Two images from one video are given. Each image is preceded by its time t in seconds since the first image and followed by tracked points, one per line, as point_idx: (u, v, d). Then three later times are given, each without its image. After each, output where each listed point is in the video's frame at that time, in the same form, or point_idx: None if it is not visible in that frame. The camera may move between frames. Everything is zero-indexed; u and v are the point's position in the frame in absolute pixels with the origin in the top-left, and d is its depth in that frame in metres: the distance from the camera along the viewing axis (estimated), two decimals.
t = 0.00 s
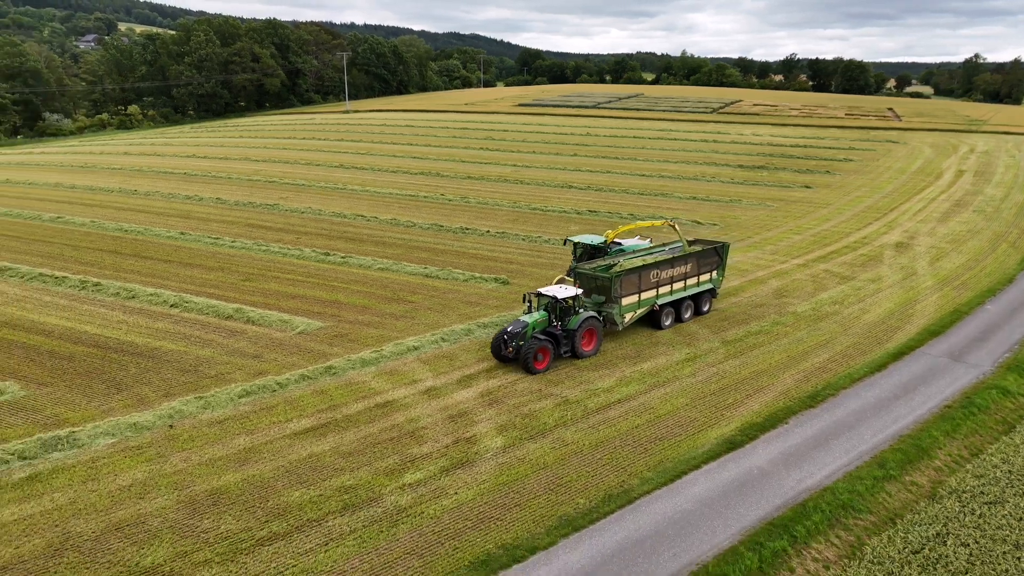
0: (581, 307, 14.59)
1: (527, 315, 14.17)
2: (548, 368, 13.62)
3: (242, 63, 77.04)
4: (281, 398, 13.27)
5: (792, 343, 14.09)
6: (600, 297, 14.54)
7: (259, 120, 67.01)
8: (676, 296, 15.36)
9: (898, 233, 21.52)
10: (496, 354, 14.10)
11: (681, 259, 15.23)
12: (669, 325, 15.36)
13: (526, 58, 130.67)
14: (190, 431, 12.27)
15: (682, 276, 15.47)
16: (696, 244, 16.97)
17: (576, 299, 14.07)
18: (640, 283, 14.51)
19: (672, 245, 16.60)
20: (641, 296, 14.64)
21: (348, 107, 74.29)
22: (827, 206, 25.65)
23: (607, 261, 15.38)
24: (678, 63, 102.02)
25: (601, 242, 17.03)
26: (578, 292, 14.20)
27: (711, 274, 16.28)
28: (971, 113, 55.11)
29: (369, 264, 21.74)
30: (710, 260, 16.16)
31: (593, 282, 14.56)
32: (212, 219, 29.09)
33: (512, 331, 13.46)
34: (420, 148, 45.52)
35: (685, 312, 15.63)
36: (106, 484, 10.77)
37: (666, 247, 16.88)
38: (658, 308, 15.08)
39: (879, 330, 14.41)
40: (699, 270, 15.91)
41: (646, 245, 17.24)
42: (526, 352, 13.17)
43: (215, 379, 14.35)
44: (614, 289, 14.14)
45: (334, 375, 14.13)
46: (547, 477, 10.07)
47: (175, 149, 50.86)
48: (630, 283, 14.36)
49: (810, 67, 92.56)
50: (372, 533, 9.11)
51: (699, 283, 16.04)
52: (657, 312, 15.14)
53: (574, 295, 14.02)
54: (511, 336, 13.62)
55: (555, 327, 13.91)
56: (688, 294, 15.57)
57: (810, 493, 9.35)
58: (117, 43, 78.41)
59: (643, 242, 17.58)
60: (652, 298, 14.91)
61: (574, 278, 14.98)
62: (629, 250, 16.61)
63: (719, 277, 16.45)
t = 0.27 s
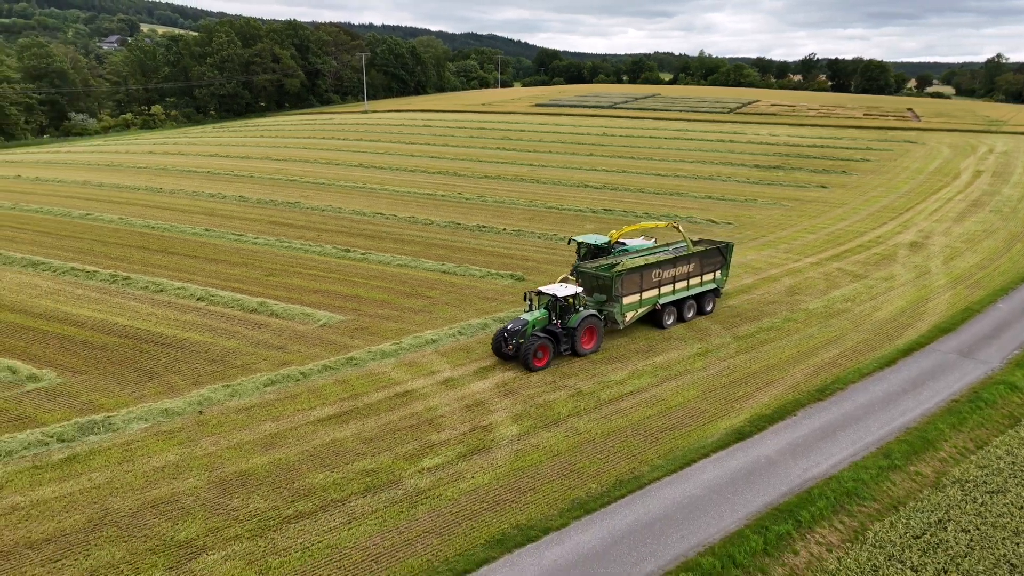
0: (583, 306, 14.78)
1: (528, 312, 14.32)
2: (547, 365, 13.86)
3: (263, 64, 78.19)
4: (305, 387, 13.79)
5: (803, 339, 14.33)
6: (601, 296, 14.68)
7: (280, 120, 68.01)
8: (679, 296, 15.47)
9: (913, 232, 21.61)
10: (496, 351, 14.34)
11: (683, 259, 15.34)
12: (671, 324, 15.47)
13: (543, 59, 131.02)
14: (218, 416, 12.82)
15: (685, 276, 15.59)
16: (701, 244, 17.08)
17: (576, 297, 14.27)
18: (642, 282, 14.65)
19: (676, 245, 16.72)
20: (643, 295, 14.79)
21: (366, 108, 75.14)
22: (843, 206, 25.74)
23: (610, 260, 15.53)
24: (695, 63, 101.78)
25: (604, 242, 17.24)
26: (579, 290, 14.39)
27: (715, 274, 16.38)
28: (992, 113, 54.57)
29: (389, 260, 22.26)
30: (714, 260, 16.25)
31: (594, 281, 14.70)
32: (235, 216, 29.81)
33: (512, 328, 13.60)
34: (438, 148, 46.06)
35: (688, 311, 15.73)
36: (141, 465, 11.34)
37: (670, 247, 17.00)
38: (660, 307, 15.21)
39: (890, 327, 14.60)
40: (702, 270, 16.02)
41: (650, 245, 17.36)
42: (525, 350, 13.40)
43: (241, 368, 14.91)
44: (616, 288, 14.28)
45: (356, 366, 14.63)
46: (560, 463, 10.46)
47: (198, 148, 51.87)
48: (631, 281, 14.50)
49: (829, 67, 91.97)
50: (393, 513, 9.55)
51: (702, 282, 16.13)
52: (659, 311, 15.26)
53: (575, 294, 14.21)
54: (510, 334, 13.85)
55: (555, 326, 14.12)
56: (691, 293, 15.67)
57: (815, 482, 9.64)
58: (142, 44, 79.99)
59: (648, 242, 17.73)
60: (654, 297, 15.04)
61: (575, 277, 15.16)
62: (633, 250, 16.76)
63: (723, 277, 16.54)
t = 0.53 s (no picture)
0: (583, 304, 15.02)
1: (529, 310, 14.56)
2: (547, 363, 14.07)
3: (284, 64, 79.31)
4: (328, 376, 14.29)
5: (815, 334, 14.59)
6: (603, 294, 14.87)
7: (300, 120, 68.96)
8: (681, 295, 15.64)
9: (929, 232, 21.70)
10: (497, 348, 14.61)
11: (685, 258, 15.52)
12: (673, 323, 15.65)
13: (561, 59, 131.21)
14: (246, 403, 13.34)
15: (687, 275, 15.75)
16: (705, 243, 17.19)
17: (576, 296, 14.46)
18: (642, 281, 14.86)
19: (680, 244, 16.87)
20: (644, 293, 14.99)
21: (385, 108, 75.92)
22: (859, 206, 25.81)
23: (612, 258, 15.72)
24: (714, 62, 101.40)
25: (608, 240, 17.43)
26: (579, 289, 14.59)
27: (718, 273, 16.50)
28: (1015, 113, 54.00)
29: (408, 257, 22.76)
30: (717, 260, 16.38)
31: (596, 279, 14.90)
32: (258, 213, 30.51)
33: (512, 326, 13.88)
34: (456, 148, 46.56)
35: (690, 310, 15.89)
36: (174, 447, 11.88)
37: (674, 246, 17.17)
38: (662, 305, 15.40)
39: (901, 324, 14.80)
40: (705, 269, 16.16)
41: (654, 243, 17.51)
42: (525, 347, 13.64)
43: (267, 358, 15.46)
44: (616, 286, 14.48)
45: (377, 357, 15.12)
46: (574, 450, 10.84)
47: (221, 148, 52.85)
48: (632, 280, 14.70)
49: (849, 67, 91.32)
50: (414, 494, 9.99)
51: (705, 282, 16.28)
52: (661, 310, 15.45)
53: (575, 293, 14.42)
54: (511, 331, 14.10)
55: (555, 323, 14.34)
56: (693, 292, 15.83)
57: (821, 471, 9.94)
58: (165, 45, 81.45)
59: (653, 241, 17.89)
60: (655, 296, 15.25)
61: (577, 275, 15.42)
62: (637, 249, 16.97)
63: (727, 277, 16.64)
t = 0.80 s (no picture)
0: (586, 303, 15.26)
1: (531, 309, 14.80)
2: (549, 360, 14.24)
3: (306, 65, 80.44)
4: (352, 367, 14.81)
5: (828, 331, 14.80)
6: (605, 293, 15.11)
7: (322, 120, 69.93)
8: (684, 294, 15.79)
9: (947, 232, 21.73)
10: (500, 346, 14.84)
11: (689, 257, 15.68)
12: (676, 322, 15.79)
13: (580, 59, 131.31)
14: (273, 390, 13.87)
15: (691, 274, 15.91)
16: (711, 244, 17.34)
17: (578, 294, 14.68)
18: (645, 280, 15.07)
19: (685, 244, 17.04)
20: (647, 292, 15.19)
21: (405, 108, 76.69)
22: (877, 205, 25.83)
23: (615, 258, 15.96)
24: (734, 62, 100.90)
25: (613, 241, 17.67)
26: (581, 286, 14.84)
27: (723, 273, 16.62)
28: None
29: (428, 253, 23.25)
30: (722, 259, 16.50)
31: (599, 278, 15.15)
32: (282, 211, 31.23)
33: (514, 324, 14.16)
34: (476, 147, 47.05)
35: (694, 309, 16.02)
36: (206, 431, 12.42)
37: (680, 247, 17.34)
38: (665, 304, 15.56)
39: (915, 322, 14.97)
40: (710, 269, 16.30)
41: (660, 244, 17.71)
42: (527, 344, 13.84)
43: (293, 349, 16.01)
44: (618, 284, 14.74)
45: (398, 349, 15.61)
46: (589, 439, 11.20)
47: (245, 147, 53.87)
48: (635, 279, 14.93)
49: (872, 66, 90.43)
50: (434, 477, 10.42)
51: (710, 282, 16.41)
52: (664, 309, 15.61)
53: (576, 291, 14.66)
54: (513, 329, 14.33)
55: (557, 321, 14.56)
56: (698, 292, 15.97)
57: (830, 460, 10.22)
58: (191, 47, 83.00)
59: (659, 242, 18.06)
60: (658, 295, 15.42)
61: (581, 274, 15.68)
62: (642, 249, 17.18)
63: (732, 277, 16.75)
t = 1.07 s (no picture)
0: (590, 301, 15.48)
1: (535, 306, 15.03)
2: (551, 357, 14.43)
3: (328, 66, 81.51)
4: (375, 358, 15.32)
5: (842, 327, 15.04)
6: (609, 292, 15.33)
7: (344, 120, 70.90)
8: (688, 294, 15.92)
9: (966, 232, 21.77)
10: (503, 343, 15.06)
11: (694, 257, 15.82)
12: (680, 322, 15.93)
13: (600, 60, 131.25)
14: (300, 380, 14.40)
15: (696, 274, 16.06)
16: (718, 243, 17.45)
17: (580, 293, 14.89)
18: (649, 279, 15.25)
19: (691, 244, 17.17)
20: (650, 291, 15.37)
21: (426, 108, 77.42)
22: (897, 205, 25.85)
23: (620, 257, 16.17)
24: (756, 62, 100.35)
25: (618, 240, 17.84)
26: (584, 285, 15.05)
27: (728, 273, 16.73)
28: None
29: (448, 250, 23.75)
30: (727, 259, 16.62)
31: (603, 277, 15.37)
32: (306, 209, 31.92)
33: (516, 321, 14.39)
34: (495, 147, 47.49)
35: (698, 309, 16.17)
36: (236, 416, 12.94)
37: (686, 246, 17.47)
38: (669, 303, 15.71)
39: (929, 320, 15.13)
40: (715, 269, 16.42)
41: (665, 243, 17.86)
42: (528, 342, 14.05)
43: (318, 341, 16.57)
44: (622, 283, 14.96)
45: (419, 342, 16.10)
46: (604, 428, 11.57)
47: (269, 147, 54.84)
48: (638, 278, 15.13)
49: (896, 66, 89.53)
50: (454, 462, 10.84)
51: (715, 281, 16.53)
52: (668, 308, 15.78)
53: (578, 289, 14.85)
54: (515, 327, 14.56)
55: (559, 319, 14.76)
56: (702, 291, 16.12)
57: (838, 451, 10.49)
58: (217, 48, 84.54)
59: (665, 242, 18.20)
60: (662, 294, 15.59)
61: (585, 273, 15.91)
62: (648, 248, 17.33)
63: (737, 277, 16.86)
